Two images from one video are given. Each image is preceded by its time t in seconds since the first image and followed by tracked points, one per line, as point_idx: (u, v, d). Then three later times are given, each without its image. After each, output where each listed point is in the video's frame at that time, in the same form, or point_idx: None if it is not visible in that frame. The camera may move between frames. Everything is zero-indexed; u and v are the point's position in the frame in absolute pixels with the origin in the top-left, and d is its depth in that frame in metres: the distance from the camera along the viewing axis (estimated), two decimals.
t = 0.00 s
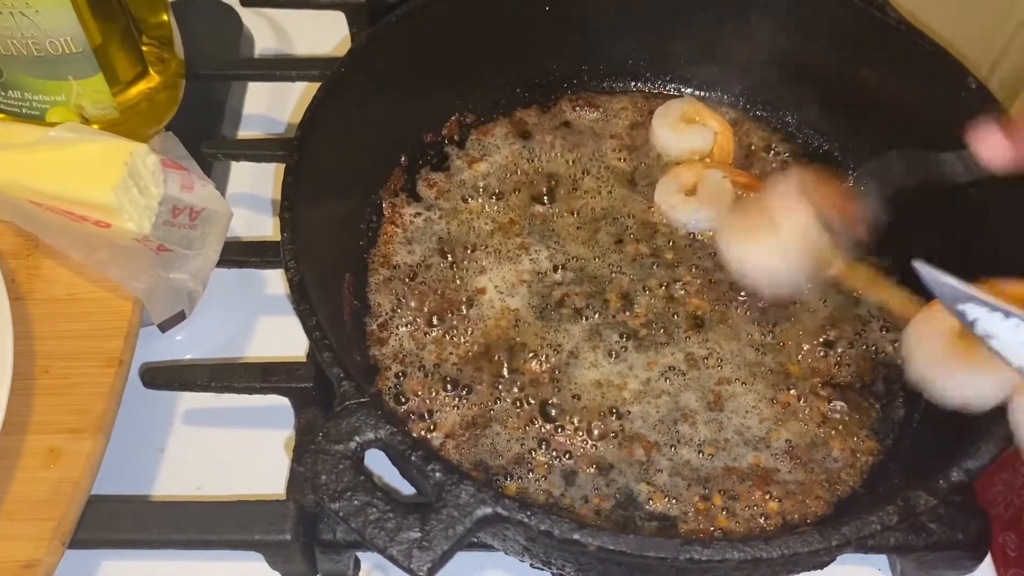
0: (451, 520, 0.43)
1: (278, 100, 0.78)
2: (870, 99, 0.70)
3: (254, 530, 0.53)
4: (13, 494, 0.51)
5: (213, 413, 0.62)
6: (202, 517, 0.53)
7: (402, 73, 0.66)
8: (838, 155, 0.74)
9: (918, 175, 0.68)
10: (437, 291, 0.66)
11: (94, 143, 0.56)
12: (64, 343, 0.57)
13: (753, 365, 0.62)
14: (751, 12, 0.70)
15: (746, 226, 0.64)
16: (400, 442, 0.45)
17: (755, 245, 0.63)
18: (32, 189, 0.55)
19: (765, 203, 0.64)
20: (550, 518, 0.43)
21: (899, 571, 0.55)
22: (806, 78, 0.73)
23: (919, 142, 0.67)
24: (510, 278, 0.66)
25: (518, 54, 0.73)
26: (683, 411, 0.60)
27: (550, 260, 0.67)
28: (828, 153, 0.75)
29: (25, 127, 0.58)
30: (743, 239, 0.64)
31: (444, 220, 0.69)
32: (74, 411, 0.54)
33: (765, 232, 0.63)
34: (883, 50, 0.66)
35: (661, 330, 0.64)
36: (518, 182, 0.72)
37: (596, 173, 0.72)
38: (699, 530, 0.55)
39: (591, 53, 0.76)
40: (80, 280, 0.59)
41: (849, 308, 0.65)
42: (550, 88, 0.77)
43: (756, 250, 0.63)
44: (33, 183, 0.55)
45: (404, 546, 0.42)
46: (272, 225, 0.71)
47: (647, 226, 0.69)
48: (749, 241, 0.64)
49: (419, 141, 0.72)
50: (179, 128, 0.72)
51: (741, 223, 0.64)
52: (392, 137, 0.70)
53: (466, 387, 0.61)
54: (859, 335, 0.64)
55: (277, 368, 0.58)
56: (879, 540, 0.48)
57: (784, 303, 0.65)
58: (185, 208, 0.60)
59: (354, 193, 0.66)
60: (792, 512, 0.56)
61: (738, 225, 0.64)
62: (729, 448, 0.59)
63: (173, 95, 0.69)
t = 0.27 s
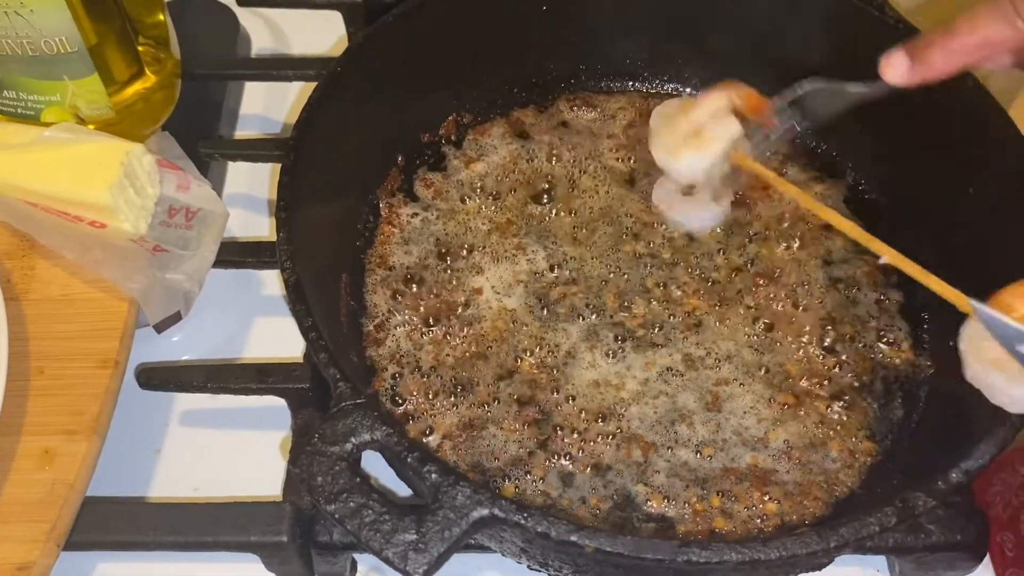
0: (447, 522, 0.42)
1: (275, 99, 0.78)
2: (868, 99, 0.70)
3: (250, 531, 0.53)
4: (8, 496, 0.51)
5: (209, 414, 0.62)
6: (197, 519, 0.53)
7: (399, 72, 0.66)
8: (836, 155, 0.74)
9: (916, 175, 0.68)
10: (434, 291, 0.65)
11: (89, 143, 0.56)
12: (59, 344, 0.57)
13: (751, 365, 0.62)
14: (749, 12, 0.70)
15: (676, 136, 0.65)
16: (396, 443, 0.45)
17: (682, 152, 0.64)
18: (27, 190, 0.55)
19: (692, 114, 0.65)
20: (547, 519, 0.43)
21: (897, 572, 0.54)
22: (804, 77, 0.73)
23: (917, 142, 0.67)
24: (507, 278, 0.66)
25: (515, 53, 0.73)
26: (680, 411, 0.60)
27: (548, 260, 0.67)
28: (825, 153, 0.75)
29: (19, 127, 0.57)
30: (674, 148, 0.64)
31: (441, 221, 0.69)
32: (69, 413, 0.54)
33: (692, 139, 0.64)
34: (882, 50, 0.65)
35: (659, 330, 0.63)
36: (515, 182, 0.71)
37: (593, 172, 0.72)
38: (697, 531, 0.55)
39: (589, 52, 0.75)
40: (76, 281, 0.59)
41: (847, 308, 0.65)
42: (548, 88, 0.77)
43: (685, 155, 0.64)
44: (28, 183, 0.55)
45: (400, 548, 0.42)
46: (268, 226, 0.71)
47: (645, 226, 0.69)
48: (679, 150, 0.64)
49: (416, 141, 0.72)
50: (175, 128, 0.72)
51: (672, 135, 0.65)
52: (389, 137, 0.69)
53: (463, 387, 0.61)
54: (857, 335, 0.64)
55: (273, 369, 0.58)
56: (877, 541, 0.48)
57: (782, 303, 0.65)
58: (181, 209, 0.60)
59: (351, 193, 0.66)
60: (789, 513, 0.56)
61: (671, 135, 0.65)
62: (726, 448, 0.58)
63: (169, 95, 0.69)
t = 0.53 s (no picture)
0: (445, 525, 0.42)
1: (272, 101, 0.78)
2: (866, 100, 0.70)
3: (248, 534, 0.52)
4: (4, 499, 0.51)
5: (207, 416, 0.62)
6: (194, 522, 0.53)
7: (396, 74, 0.66)
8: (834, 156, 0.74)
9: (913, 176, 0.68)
10: (432, 293, 0.65)
11: (86, 145, 0.55)
12: (56, 346, 0.57)
13: (749, 367, 0.62)
14: (746, 14, 0.70)
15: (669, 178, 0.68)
16: (394, 446, 0.45)
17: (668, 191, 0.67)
18: (24, 192, 0.55)
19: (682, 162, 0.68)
20: (545, 522, 0.43)
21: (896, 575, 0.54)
22: (802, 79, 0.73)
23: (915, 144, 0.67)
24: (505, 280, 0.66)
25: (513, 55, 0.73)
26: (678, 413, 0.60)
27: (546, 262, 0.67)
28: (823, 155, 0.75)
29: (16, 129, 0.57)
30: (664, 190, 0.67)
31: (439, 223, 0.69)
32: (66, 415, 0.54)
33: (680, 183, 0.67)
34: (880, 52, 0.65)
35: (657, 332, 0.63)
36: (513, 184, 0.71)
37: (592, 173, 0.72)
38: (695, 534, 0.55)
39: (586, 53, 0.75)
40: (73, 283, 0.59)
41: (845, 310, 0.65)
42: (545, 89, 0.77)
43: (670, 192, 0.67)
44: (24, 185, 0.55)
45: (398, 552, 0.42)
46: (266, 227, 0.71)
47: (643, 228, 0.69)
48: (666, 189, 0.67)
49: (414, 143, 0.72)
50: (173, 130, 0.72)
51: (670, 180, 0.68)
52: (387, 139, 0.69)
53: (461, 389, 0.61)
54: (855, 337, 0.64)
55: (270, 371, 0.57)
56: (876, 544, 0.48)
57: (780, 305, 0.65)
58: (178, 210, 0.60)
59: (349, 195, 0.66)
60: (788, 515, 0.56)
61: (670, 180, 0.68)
62: (725, 451, 0.58)
63: (166, 96, 0.69)
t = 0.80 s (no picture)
0: (444, 531, 0.42)
1: (271, 104, 0.78)
2: (865, 103, 0.70)
3: (247, 539, 0.52)
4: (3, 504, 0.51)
5: (206, 420, 0.62)
6: (193, 526, 0.53)
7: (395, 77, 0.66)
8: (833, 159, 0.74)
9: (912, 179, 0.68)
10: (430, 297, 0.65)
11: (84, 148, 0.55)
12: (54, 350, 0.56)
13: (749, 370, 0.62)
14: (745, 17, 0.70)
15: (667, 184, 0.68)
16: (393, 451, 0.45)
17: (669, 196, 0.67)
18: (23, 196, 0.55)
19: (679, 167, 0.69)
20: (544, 528, 0.43)
21: None
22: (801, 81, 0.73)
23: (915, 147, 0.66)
24: (504, 283, 0.66)
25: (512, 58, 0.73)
26: (678, 417, 0.60)
27: (545, 266, 0.67)
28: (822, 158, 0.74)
29: (15, 132, 0.57)
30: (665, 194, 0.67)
31: (438, 226, 0.69)
32: (65, 419, 0.54)
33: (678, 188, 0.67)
34: (879, 55, 0.65)
35: (656, 335, 0.63)
36: (512, 187, 0.71)
37: (591, 176, 0.72)
38: (695, 538, 0.55)
39: (585, 56, 0.75)
40: (71, 287, 0.59)
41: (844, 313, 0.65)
42: (544, 92, 0.76)
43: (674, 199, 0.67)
44: (23, 189, 0.55)
45: (397, 557, 0.41)
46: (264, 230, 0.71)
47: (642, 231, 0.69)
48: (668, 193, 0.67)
49: (413, 146, 0.72)
50: (171, 133, 0.71)
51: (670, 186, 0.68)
52: (386, 142, 0.69)
53: (460, 393, 0.61)
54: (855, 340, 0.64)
55: (269, 375, 0.57)
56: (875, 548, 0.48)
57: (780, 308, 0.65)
58: (178, 213, 0.60)
59: (347, 198, 0.66)
60: (788, 519, 0.56)
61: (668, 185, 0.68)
62: (725, 455, 0.58)
63: (165, 99, 0.68)
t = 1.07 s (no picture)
0: (440, 537, 0.42)
1: (269, 108, 0.78)
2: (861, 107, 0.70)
3: (244, 543, 0.52)
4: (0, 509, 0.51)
5: (203, 425, 0.62)
6: (190, 531, 0.53)
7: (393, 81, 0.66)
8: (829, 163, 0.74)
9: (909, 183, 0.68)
10: (428, 301, 0.65)
11: (82, 153, 0.55)
12: (52, 355, 0.57)
13: (745, 374, 0.62)
14: (742, 21, 0.70)
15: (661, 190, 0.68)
16: (390, 457, 0.45)
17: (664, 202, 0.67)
18: (20, 201, 0.55)
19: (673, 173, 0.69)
20: (540, 534, 0.43)
21: None
22: (797, 85, 0.73)
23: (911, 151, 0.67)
24: (502, 287, 0.66)
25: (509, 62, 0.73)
26: (674, 421, 0.60)
27: (542, 270, 0.67)
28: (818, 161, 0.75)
29: (13, 137, 0.57)
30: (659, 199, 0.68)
31: (435, 230, 0.69)
32: (62, 424, 0.54)
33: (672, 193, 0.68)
34: (876, 59, 0.66)
35: (653, 339, 0.63)
36: (510, 191, 0.72)
37: (588, 180, 0.72)
38: (692, 543, 0.55)
39: (583, 60, 0.75)
40: (68, 291, 0.59)
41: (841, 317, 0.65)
42: (541, 96, 0.77)
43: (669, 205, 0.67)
44: (21, 194, 0.55)
45: (393, 564, 0.42)
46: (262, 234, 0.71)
47: (639, 234, 0.69)
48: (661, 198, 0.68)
49: (411, 150, 0.72)
50: (169, 137, 0.72)
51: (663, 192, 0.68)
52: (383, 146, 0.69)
53: (457, 398, 0.61)
54: (851, 344, 0.64)
55: (266, 380, 0.57)
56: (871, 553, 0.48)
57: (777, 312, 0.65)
58: (175, 218, 0.62)
59: (345, 203, 0.66)
60: (784, 523, 0.56)
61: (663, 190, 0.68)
62: (721, 459, 0.58)
63: (161, 103, 0.68)
